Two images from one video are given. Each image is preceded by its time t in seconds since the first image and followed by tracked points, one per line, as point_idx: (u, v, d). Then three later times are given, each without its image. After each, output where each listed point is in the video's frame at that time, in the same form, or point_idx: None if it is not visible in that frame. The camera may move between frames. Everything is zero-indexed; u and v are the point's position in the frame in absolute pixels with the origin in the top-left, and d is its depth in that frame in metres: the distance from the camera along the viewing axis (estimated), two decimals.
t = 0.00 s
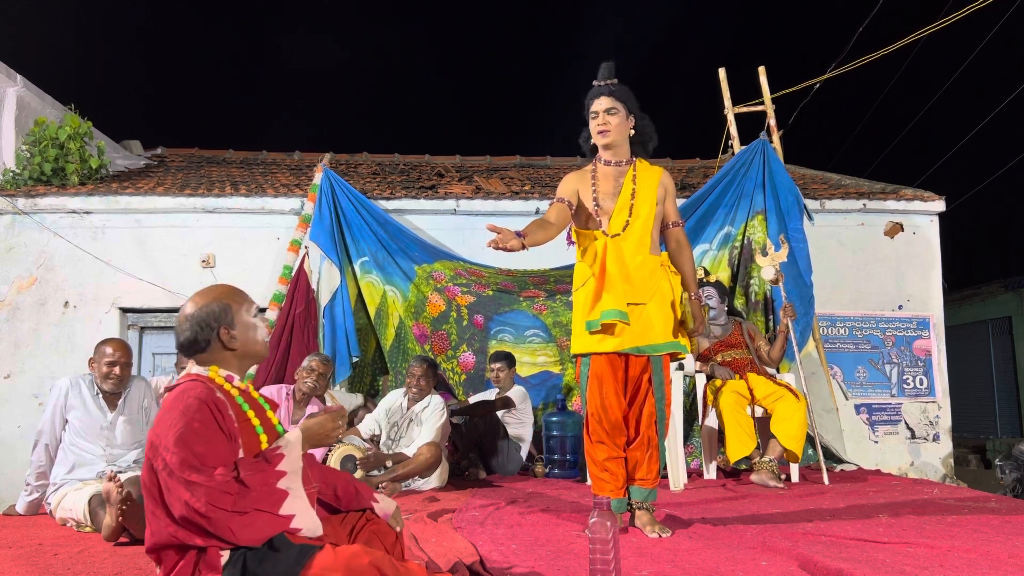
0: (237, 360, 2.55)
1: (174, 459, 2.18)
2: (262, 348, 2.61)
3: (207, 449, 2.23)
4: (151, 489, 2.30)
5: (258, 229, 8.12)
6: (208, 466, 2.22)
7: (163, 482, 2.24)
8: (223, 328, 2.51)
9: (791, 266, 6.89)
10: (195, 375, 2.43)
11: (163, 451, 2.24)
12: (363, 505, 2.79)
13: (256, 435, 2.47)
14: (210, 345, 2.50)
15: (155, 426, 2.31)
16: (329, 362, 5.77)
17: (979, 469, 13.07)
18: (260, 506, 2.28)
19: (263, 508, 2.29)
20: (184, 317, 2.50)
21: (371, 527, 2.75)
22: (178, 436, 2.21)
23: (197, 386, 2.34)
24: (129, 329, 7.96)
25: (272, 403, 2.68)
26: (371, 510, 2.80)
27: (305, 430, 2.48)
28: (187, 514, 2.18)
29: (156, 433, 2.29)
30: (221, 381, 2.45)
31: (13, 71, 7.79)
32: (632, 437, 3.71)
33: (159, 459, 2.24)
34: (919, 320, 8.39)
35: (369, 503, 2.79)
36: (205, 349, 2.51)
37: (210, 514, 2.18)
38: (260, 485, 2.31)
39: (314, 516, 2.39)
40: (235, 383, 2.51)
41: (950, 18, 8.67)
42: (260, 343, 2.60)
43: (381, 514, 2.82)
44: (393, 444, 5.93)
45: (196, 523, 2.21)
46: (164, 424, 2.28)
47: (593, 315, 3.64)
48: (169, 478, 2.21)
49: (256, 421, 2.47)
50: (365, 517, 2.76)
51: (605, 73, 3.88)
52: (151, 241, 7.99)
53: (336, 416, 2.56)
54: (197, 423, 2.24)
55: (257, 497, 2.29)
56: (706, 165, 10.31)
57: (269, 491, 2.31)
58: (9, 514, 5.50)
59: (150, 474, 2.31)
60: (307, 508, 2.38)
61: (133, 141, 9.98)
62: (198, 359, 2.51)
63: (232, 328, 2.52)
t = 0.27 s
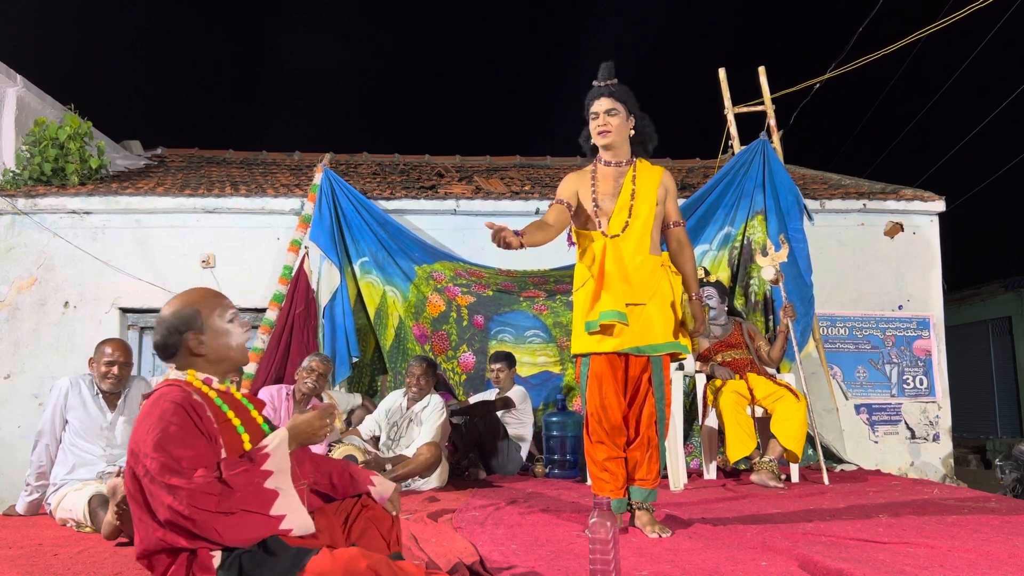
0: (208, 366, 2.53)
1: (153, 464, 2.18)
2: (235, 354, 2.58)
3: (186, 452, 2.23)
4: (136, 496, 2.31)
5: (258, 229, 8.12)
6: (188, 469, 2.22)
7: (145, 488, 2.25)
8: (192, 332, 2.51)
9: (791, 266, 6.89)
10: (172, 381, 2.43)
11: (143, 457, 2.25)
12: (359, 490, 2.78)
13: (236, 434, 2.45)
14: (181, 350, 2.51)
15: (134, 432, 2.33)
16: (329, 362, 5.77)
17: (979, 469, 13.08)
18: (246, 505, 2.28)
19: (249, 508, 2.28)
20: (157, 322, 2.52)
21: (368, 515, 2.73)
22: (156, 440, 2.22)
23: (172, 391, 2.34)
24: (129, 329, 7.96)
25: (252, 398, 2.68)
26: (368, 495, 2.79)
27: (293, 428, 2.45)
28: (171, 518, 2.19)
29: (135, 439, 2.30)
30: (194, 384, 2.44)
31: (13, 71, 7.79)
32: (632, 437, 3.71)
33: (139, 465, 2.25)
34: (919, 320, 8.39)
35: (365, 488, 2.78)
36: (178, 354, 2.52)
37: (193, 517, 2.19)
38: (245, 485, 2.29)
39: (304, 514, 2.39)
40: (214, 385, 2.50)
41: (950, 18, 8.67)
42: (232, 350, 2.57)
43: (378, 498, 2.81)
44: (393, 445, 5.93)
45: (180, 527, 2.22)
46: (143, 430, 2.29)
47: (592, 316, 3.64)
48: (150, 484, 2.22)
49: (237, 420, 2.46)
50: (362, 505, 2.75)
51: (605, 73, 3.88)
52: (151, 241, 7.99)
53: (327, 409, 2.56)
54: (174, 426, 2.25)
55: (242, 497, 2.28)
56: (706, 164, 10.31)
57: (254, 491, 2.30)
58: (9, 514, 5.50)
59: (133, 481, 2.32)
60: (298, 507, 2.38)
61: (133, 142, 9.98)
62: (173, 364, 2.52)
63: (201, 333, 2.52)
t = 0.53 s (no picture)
0: (176, 375, 2.55)
1: (129, 467, 2.18)
2: (202, 366, 2.56)
3: (163, 454, 2.23)
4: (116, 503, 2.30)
5: (258, 229, 8.12)
6: (166, 469, 2.21)
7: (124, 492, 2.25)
8: (161, 338, 2.54)
9: (792, 266, 6.88)
10: (146, 388, 2.44)
11: (120, 462, 2.25)
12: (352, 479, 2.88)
13: (214, 434, 2.48)
14: (153, 355, 2.55)
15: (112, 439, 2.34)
16: (329, 362, 5.77)
17: (979, 469, 13.08)
18: (228, 504, 2.26)
19: (232, 506, 2.27)
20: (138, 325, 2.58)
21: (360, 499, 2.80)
22: (133, 444, 2.23)
23: (145, 395, 2.36)
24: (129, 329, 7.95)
25: (234, 402, 2.71)
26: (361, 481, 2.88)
27: (279, 428, 2.41)
28: (152, 520, 2.18)
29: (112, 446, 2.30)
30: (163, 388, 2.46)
31: (13, 71, 7.79)
32: (632, 437, 3.71)
33: (117, 470, 2.26)
34: (919, 320, 8.39)
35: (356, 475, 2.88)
36: (154, 360, 2.56)
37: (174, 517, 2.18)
38: (227, 483, 2.26)
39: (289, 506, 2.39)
40: (190, 391, 2.50)
41: (950, 18, 8.67)
42: (198, 362, 2.56)
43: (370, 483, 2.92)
44: (393, 445, 5.92)
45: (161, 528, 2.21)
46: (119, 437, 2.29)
47: (593, 315, 3.64)
48: (129, 488, 2.22)
49: (214, 421, 2.48)
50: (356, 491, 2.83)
51: (612, 72, 3.88)
52: (151, 241, 7.99)
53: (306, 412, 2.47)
54: (149, 429, 2.25)
55: (224, 495, 2.26)
56: (706, 164, 10.31)
57: (235, 489, 2.28)
58: (9, 514, 5.49)
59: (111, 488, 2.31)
60: (285, 506, 2.38)
61: (133, 141, 9.98)
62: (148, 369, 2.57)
63: (169, 339, 2.54)
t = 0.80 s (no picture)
0: (181, 371, 2.57)
1: (136, 462, 2.18)
2: (204, 360, 2.57)
3: (168, 449, 2.23)
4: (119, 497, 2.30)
5: (258, 229, 8.12)
6: (170, 465, 2.21)
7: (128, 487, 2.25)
8: (164, 334, 2.58)
9: (792, 266, 6.88)
10: (155, 384, 2.45)
11: (125, 457, 2.25)
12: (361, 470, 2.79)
13: (221, 433, 2.48)
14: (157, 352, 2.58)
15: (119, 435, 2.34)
16: (329, 362, 5.77)
17: (979, 469, 13.08)
18: (230, 499, 2.26)
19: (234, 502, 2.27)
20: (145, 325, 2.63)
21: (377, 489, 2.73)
22: (139, 439, 2.22)
23: (155, 392, 2.35)
24: (129, 329, 7.95)
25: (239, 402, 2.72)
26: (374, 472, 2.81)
27: (278, 422, 2.44)
28: (156, 515, 2.19)
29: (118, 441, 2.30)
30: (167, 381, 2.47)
31: (13, 71, 7.79)
32: (632, 438, 3.71)
33: (122, 465, 2.25)
34: (919, 320, 8.39)
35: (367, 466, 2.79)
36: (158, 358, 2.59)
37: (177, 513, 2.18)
38: (230, 479, 2.26)
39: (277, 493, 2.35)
40: (196, 389, 2.52)
41: (951, 18, 8.67)
42: (199, 356, 2.57)
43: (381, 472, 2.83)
44: (393, 445, 5.91)
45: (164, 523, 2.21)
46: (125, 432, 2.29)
47: (594, 315, 3.66)
48: (133, 483, 2.22)
49: (220, 420, 2.49)
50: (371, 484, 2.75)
51: (612, 72, 3.88)
52: (151, 241, 7.99)
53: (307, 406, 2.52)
54: (157, 424, 2.25)
55: (227, 491, 2.26)
56: (706, 164, 10.31)
57: (238, 485, 2.28)
58: (9, 514, 5.49)
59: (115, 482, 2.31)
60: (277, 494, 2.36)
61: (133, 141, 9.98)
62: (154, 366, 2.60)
63: (172, 335, 2.58)
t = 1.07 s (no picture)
0: (219, 364, 2.60)
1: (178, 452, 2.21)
2: (240, 354, 2.60)
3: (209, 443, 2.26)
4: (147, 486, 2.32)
5: (258, 229, 8.12)
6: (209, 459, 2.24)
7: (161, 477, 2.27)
8: (201, 328, 2.61)
9: (791, 266, 6.89)
10: (193, 373, 2.49)
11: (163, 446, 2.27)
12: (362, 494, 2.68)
13: (254, 432, 2.49)
14: (194, 345, 2.62)
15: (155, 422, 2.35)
16: (329, 362, 5.77)
17: (979, 469, 13.08)
18: (262, 497, 2.29)
19: (266, 500, 2.30)
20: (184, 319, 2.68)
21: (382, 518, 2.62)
22: (180, 430, 2.25)
23: (197, 382, 2.38)
24: (129, 329, 7.96)
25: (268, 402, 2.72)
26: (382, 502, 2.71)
27: (305, 420, 2.51)
28: (190, 508, 2.22)
29: (155, 428, 2.32)
30: (205, 371, 2.51)
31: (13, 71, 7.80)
32: (632, 438, 3.71)
33: (159, 454, 2.27)
34: (919, 320, 8.39)
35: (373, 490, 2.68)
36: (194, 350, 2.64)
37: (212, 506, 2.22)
38: (262, 477, 2.30)
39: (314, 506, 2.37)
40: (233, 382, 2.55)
41: (950, 18, 8.67)
42: (235, 350, 2.59)
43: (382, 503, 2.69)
44: (393, 445, 5.93)
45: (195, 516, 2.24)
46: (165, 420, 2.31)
47: (595, 315, 3.65)
48: (169, 473, 2.24)
49: (254, 418, 2.49)
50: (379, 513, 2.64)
51: (610, 72, 3.87)
52: (151, 241, 7.99)
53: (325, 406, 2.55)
54: (199, 417, 2.28)
55: (260, 489, 2.30)
56: (706, 164, 10.32)
57: (271, 484, 2.32)
58: (9, 514, 5.49)
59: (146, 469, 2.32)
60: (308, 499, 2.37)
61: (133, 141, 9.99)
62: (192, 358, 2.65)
63: (208, 328, 2.61)
